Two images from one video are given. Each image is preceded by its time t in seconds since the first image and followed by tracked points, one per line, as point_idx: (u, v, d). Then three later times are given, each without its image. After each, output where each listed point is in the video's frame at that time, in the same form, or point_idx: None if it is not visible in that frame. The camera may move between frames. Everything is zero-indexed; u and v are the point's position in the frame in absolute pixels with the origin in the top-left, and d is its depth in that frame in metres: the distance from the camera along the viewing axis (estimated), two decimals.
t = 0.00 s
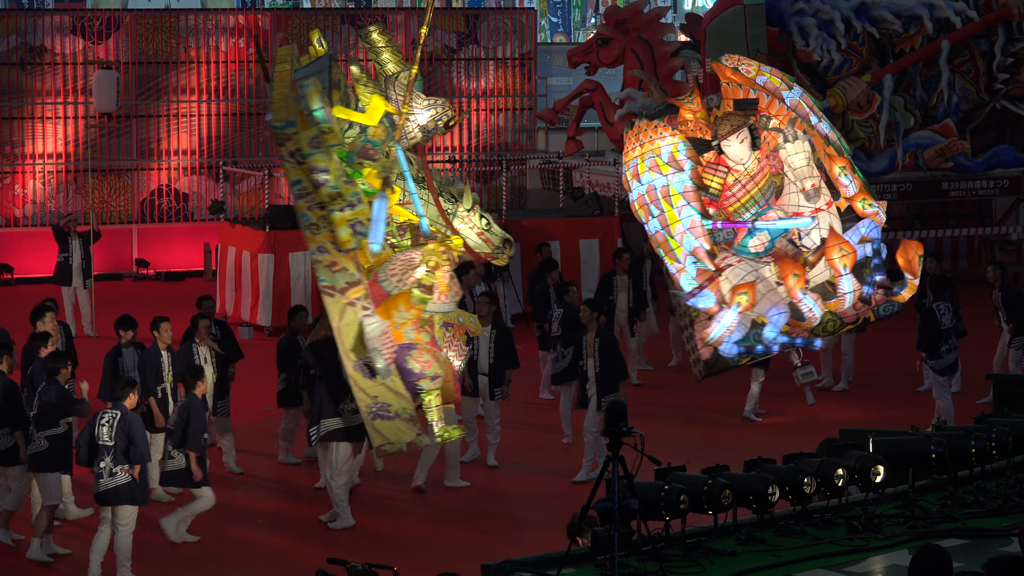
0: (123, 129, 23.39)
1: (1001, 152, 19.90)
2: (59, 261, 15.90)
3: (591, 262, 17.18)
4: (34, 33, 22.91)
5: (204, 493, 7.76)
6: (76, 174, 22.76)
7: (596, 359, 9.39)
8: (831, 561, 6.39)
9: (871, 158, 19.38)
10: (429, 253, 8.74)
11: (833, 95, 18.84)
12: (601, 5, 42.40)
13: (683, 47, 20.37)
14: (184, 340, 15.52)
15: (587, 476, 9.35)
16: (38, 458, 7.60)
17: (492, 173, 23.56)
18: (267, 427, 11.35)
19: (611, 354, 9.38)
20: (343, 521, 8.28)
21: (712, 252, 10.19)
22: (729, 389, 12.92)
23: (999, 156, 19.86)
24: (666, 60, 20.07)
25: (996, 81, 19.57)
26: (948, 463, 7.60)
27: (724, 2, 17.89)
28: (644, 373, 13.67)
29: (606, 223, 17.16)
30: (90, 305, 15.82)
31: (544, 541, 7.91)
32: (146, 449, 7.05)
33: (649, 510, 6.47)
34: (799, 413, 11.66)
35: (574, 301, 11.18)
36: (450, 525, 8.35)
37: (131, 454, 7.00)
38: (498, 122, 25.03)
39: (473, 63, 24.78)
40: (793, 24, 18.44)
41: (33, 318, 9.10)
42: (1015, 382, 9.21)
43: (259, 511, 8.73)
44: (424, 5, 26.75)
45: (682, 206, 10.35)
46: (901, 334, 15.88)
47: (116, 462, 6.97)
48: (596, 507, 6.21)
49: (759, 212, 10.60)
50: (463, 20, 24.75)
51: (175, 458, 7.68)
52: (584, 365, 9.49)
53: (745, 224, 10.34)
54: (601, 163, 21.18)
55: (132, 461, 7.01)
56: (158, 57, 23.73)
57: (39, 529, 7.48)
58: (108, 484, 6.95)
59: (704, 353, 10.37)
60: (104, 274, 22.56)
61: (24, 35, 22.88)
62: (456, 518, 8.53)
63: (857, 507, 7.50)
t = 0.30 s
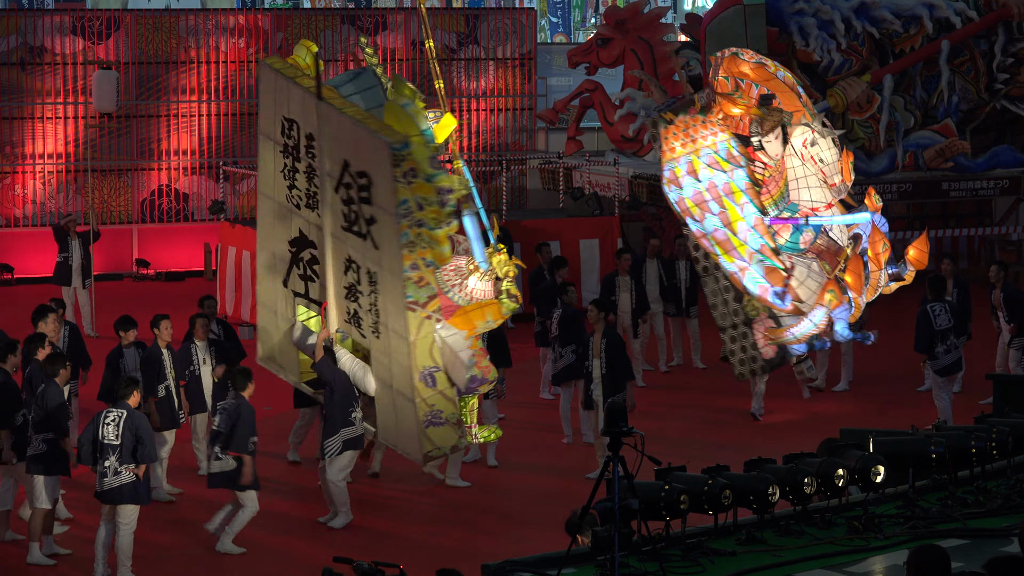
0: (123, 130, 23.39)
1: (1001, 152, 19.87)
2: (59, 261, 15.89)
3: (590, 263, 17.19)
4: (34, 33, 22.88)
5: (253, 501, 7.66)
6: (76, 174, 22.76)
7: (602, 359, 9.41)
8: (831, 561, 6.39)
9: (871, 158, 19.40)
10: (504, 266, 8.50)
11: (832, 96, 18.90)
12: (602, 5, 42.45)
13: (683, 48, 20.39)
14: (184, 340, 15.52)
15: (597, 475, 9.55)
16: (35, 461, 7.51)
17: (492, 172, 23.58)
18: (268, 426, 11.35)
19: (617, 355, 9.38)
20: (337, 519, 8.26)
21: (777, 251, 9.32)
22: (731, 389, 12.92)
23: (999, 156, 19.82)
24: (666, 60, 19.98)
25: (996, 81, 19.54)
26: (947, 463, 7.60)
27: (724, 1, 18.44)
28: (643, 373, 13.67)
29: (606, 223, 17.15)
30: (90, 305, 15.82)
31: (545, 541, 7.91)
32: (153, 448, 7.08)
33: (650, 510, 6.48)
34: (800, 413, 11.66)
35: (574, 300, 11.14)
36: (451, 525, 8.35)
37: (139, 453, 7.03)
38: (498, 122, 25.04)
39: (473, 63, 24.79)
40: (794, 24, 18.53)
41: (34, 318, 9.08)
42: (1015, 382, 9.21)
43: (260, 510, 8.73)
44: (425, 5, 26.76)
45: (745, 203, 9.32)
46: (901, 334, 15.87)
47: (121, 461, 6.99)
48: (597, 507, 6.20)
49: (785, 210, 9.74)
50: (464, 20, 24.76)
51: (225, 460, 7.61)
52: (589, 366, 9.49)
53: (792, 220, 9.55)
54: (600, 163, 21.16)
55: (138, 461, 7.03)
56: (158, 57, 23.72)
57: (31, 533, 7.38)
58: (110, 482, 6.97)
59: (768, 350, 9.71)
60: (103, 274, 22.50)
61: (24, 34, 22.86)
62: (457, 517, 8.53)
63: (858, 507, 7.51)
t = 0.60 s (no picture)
0: (123, 130, 23.40)
1: (1001, 152, 19.81)
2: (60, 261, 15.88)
3: (590, 263, 17.18)
4: (34, 33, 22.89)
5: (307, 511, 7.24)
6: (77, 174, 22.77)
7: (614, 361, 9.36)
8: (831, 561, 6.39)
9: (872, 158, 19.37)
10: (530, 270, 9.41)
11: (833, 96, 18.95)
12: (602, 4, 42.49)
13: (683, 48, 20.38)
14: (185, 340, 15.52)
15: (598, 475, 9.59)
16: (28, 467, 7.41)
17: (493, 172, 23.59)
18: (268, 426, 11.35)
19: (629, 357, 9.31)
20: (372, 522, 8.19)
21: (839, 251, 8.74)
22: (731, 389, 12.93)
23: (999, 156, 19.75)
24: (667, 60, 19.93)
25: (997, 81, 19.55)
26: (948, 463, 7.59)
27: (724, 2, 17.80)
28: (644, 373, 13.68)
29: (606, 223, 17.15)
30: (91, 305, 15.83)
31: (546, 541, 7.92)
32: (142, 447, 7.05)
33: (650, 510, 6.48)
34: (800, 413, 11.65)
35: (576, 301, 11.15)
36: (452, 524, 8.35)
37: (126, 452, 7.01)
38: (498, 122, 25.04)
39: (474, 63, 24.80)
40: (794, 24, 18.54)
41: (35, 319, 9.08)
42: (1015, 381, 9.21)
43: (261, 509, 8.74)
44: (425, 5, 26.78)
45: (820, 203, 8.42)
46: (902, 334, 15.86)
47: (113, 459, 6.98)
48: (597, 507, 6.13)
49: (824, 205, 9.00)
50: (464, 20, 24.77)
51: (290, 467, 7.17)
52: (600, 368, 9.43)
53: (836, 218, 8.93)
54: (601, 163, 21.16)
55: (129, 460, 7.01)
56: (159, 57, 23.72)
57: (30, 533, 7.38)
58: (105, 481, 6.97)
59: (829, 349, 8.72)
60: (104, 274, 22.48)
61: (24, 35, 22.89)
62: (457, 517, 8.53)
63: (858, 507, 7.51)
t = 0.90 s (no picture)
0: (124, 130, 23.41)
1: (1002, 152, 19.67)
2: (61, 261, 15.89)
3: (591, 263, 17.18)
4: (36, 33, 22.93)
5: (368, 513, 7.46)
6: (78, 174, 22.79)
7: (623, 362, 9.35)
8: (831, 561, 6.39)
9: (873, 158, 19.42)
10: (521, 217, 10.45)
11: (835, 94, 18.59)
12: (604, 5, 42.54)
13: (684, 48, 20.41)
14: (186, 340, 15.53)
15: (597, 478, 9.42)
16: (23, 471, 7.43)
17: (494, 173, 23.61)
18: (269, 426, 11.36)
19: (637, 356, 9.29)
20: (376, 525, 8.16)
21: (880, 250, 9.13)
22: (732, 389, 12.93)
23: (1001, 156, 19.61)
24: (668, 60, 20.00)
25: (997, 81, 19.52)
26: (949, 463, 7.60)
27: (726, 2, 18.21)
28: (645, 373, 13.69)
29: (608, 223, 17.15)
30: (92, 304, 15.85)
31: (547, 541, 7.92)
32: (131, 445, 7.03)
33: (652, 510, 6.48)
34: (801, 413, 11.65)
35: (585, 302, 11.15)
36: (452, 524, 8.36)
37: (114, 450, 7.00)
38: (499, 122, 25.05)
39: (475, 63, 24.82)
40: (795, 24, 18.43)
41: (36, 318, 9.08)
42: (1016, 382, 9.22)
43: (262, 509, 8.74)
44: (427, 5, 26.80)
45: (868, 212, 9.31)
46: (903, 335, 15.85)
47: (104, 458, 6.99)
48: (600, 508, 6.15)
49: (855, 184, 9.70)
50: (466, 21, 24.80)
51: (344, 476, 7.33)
52: (608, 367, 9.40)
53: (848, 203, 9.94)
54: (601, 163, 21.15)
55: (119, 459, 6.99)
56: (160, 57, 23.74)
57: (31, 533, 7.40)
58: (99, 479, 6.99)
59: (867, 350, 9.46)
60: (105, 274, 22.47)
61: (26, 34, 22.93)
62: (458, 517, 8.53)
63: (859, 507, 7.52)
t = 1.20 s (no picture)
0: (126, 130, 23.42)
1: (1004, 151, 19.63)
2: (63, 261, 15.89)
3: (593, 263, 17.18)
4: (37, 33, 22.94)
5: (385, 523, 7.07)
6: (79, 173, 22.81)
7: (625, 364, 9.35)
8: (832, 561, 6.38)
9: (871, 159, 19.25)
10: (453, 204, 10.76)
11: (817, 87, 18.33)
12: (605, 4, 42.56)
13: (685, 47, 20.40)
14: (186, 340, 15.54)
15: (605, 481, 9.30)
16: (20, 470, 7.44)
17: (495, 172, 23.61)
18: (270, 426, 11.37)
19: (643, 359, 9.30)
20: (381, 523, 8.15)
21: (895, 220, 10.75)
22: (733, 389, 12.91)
23: (1002, 155, 19.55)
24: (669, 60, 20.03)
25: (999, 80, 19.48)
26: (951, 462, 7.59)
27: (727, 2, 18.22)
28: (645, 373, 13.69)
29: (609, 223, 17.12)
30: (93, 304, 15.85)
31: (548, 541, 7.92)
32: (127, 444, 7.02)
33: (653, 510, 6.48)
34: (802, 413, 11.64)
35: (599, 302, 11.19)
36: (453, 523, 8.35)
37: (110, 449, 7.00)
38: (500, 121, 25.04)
39: (476, 63, 24.82)
40: (796, 23, 18.51)
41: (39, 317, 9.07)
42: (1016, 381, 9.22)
43: (262, 509, 8.74)
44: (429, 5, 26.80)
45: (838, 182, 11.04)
46: (904, 334, 15.85)
47: (101, 456, 7.02)
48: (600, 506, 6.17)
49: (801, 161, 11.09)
50: (467, 20, 24.81)
51: (367, 482, 7.00)
52: (610, 368, 9.39)
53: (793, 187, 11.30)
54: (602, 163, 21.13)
55: (116, 459, 6.99)
56: (161, 57, 23.74)
57: (32, 532, 7.41)
58: (99, 477, 7.02)
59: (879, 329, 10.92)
60: (106, 274, 22.48)
61: (27, 34, 22.94)
62: (460, 516, 8.53)
63: (861, 507, 7.51)
